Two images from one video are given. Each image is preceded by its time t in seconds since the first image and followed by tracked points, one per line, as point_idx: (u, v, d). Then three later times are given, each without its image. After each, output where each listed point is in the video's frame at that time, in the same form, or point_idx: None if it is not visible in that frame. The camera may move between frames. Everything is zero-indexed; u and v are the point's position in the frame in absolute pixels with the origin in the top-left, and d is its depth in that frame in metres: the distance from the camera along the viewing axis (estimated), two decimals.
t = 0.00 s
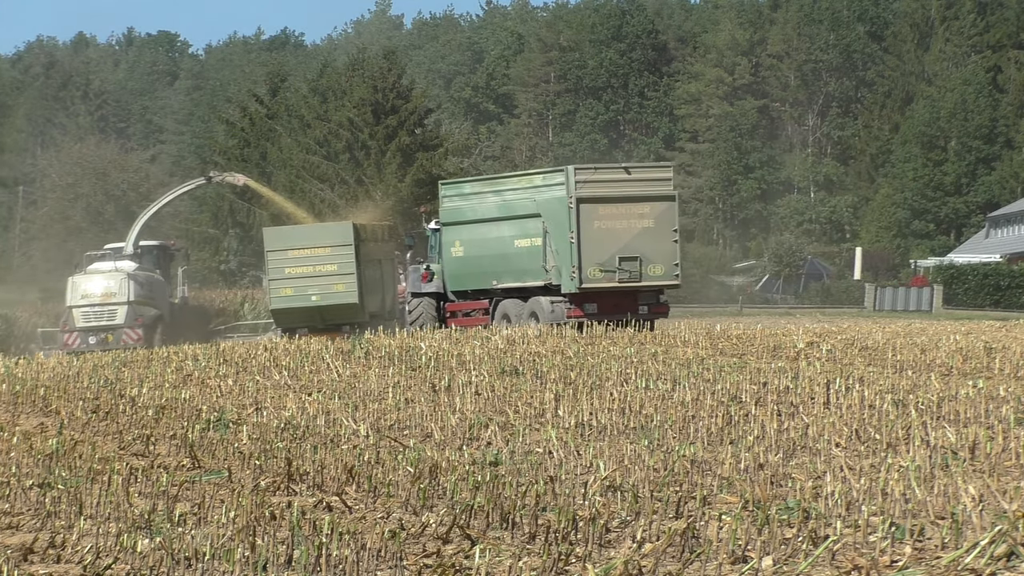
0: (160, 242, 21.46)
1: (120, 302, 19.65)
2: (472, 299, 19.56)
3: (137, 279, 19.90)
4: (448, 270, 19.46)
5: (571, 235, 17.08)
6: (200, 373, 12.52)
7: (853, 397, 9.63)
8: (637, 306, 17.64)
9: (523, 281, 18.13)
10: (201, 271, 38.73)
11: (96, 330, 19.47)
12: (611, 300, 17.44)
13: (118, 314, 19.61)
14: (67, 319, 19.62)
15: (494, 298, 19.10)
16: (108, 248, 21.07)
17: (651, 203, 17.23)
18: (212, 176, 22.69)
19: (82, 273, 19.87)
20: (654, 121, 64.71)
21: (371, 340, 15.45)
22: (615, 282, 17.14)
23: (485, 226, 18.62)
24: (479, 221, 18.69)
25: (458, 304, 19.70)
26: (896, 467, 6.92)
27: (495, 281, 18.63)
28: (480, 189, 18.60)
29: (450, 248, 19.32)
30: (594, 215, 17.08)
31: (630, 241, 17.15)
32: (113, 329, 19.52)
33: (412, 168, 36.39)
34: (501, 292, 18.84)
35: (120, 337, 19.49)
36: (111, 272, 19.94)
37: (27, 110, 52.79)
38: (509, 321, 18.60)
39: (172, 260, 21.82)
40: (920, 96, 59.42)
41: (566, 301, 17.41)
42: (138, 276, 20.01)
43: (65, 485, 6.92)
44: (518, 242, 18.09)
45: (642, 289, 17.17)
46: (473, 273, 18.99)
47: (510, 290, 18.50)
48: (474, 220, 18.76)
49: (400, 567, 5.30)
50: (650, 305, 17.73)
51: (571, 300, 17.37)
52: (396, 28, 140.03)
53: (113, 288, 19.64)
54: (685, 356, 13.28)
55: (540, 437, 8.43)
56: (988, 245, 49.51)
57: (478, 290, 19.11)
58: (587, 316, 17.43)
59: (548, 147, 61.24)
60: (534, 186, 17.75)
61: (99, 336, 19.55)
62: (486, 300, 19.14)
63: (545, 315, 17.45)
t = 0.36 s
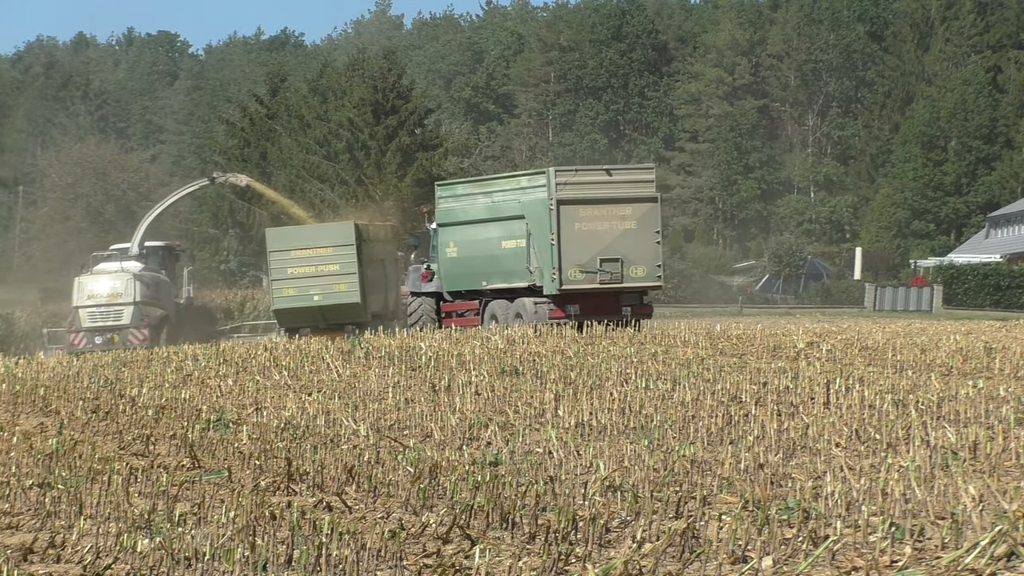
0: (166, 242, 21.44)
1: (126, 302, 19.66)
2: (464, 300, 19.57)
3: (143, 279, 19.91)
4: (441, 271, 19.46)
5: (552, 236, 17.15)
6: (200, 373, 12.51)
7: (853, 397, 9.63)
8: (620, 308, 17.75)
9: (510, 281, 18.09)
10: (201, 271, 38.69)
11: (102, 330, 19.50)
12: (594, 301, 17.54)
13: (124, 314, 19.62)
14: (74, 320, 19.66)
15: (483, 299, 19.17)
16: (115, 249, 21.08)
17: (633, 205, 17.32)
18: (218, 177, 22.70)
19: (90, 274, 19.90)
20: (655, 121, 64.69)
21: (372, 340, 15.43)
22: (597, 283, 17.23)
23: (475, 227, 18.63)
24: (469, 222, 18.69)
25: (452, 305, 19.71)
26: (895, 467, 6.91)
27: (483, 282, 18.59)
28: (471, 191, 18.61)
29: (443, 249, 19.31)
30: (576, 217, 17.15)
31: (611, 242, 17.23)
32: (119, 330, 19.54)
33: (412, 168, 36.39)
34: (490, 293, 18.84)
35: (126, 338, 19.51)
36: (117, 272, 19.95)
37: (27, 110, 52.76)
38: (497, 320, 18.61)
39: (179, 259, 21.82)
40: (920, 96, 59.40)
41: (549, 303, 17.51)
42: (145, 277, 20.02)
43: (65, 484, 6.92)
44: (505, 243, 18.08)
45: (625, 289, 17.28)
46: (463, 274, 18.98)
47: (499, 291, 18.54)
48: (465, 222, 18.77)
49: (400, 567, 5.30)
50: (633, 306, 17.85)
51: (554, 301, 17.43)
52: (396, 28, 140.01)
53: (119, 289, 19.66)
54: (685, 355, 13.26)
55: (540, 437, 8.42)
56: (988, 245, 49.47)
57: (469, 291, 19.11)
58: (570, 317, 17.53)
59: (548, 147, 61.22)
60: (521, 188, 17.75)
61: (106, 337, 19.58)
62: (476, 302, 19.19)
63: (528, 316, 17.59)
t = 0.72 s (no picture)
0: (171, 242, 21.40)
1: (131, 302, 19.66)
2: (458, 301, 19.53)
3: (149, 279, 19.90)
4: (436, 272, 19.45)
5: (534, 238, 17.22)
6: (200, 373, 12.50)
7: (853, 397, 9.63)
8: (605, 308, 17.82)
9: (498, 282, 18.10)
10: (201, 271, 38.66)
11: (108, 330, 19.51)
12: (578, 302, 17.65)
13: (130, 314, 19.63)
14: (79, 319, 19.66)
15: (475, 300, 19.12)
16: (120, 249, 21.03)
17: (616, 206, 17.39)
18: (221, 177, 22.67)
19: (95, 274, 19.88)
20: (655, 121, 64.69)
21: (372, 340, 15.41)
22: (580, 284, 17.33)
23: (466, 229, 18.60)
24: (460, 223, 18.68)
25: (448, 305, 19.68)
26: (895, 467, 6.91)
27: (474, 283, 18.61)
28: (462, 192, 18.58)
29: (436, 249, 19.30)
30: (559, 219, 17.23)
31: (594, 244, 17.32)
32: (125, 329, 19.54)
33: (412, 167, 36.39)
34: (482, 294, 18.85)
35: (132, 337, 19.52)
36: (122, 272, 19.93)
37: (27, 110, 52.73)
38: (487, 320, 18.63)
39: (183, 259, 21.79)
40: (920, 96, 59.37)
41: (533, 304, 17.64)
42: (150, 277, 20.00)
43: (65, 485, 6.92)
44: (494, 244, 18.07)
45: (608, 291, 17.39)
46: (455, 275, 18.98)
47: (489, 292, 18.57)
48: (456, 223, 18.75)
49: (399, 568, 5.30)
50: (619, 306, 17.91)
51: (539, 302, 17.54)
52: (396, 28, 139.96)
53: (125, 289, 19.66)
54: (685, 356, 13.24)
55: (540, 437, 8.42)
56: (988, 245, 49.44)
57: (460, 292, 19.13)
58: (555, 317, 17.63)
59: (547, 147, 61.20)
60: (508, 190, 17.72)
61: (111, 336, 19.59)
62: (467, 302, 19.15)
63: (515, 318, 17.77)
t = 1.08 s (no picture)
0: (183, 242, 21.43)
1: (145, 302, 19.71)
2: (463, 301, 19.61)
3: (162, 279, 19.95)
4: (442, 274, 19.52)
5: (525, 239, 17.21)
6: (208, 373, 12.50)
7: (860, 397, 9.63)
8: (598, 308, 17.69)
9: (495, 283, 18.12)
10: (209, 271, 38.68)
11: (122, 329, 19.57)
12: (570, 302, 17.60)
13: (143, 313, 19.68)
14: (93, 320, 19.71)
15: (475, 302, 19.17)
16: (133, 250, 21.07)
17: (608, 207, 17.31)
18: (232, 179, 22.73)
19: (108, 274, 19.94)
20: (662, 121, 64.64)
21: (380, 340, 15.38)
22: (570, 284, 17.29)
23: (467, 230, 18.65)
24: (461, 225, 18.73)
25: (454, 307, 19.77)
26: (903, 467, 6.89)
27: (474, 285, 18.65)
28: (464, 195, 18.63)
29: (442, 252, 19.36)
30: (549, 220, 17.22)
31: (585, 244, 17.26)
32: (139, 329, 19.60)
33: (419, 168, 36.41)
34: (482, 295, 18.86)
35: (146, 337, 19.57)
36: (135, 272, 19.98)
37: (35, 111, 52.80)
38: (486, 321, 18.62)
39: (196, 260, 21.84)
40: (928, 96, 59.25)
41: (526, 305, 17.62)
42: (163, 277, 20.05)
43: (73, 485, 6.93)
44: (492, 245, 18.08)
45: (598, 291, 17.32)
46: (458, 276, 19.02)
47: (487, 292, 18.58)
48: (458, 225, 18.81)
49: (407, 568, 5.28)
50: (612, 307, 17.75)
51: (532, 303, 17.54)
52: (404, 28, 139.98)
53: (138, 289, 19.71)
54: (692, 356, 13.21)
55: (548, 438, 8.41)
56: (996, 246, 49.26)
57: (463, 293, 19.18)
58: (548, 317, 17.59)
59: (555, 147, 61.14)
60: (504, 191, 17.73)
61: (125, 336, 19.64)
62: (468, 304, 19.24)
63: (510, 318, 17.86)
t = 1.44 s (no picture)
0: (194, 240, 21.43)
1: (155, 300, 19.75)
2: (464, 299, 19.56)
3: (172, 278, 19.97)
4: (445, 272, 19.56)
5: (515, 238, 17.18)
6: (211, 372, 12.46)
7: (864, 396, 9.58)
8: (588, 307, 17.72)
9: (490, 282, 18.11)
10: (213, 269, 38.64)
11: (132, 328, 19.67)
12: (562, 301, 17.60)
13: (153, 312, 19.73)
14: (103, 318, 19.81)
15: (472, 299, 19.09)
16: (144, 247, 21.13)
17: (597, 206, 17.27)
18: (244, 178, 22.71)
19: (119, 272, 19.98)
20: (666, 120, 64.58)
21: (383, 338, 15.32)
22: (560, 283, 17.24)
23: (466, 229, 18.66)
24: (461, 224, 18.74)
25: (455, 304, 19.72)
26: (907, 466, 6.85)
27: (472, 283, 18.69)
28: (463, 193, 18.64)
29: (445, 250, 19.40)
30: (539, 219, 17.17)
31: (575, 244, 17.21)
32: (148, 328, 19.69)
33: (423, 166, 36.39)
34: (480, 294, 18.87)
35: (155, 336, 19.65)
36: (146, 271, 20.01)
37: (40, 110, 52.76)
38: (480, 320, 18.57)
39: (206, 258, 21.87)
40: (932, 95, 59.15)
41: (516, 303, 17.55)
42: (173, 275, 20.07)
43: (77, 483, 6.92)
44: (486, 245, 18.07)
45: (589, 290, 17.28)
46: (459, 275, 19.06)
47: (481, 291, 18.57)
48: (458, 224, 18.83)
49: (410, 566, 5.25)
50: (603, 305, 17.81)
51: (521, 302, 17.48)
52: (408, 26, 139.88)
53: (148, 288, 19.74)
54: (694, 355, 13.15)
55: (551, 436, 8.39)
56: (1000, 245, 49.17)
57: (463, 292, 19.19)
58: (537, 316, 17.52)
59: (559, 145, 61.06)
60: (497, 190, 17.70)
61: (134, 334, 19.74)
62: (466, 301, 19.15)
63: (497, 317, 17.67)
